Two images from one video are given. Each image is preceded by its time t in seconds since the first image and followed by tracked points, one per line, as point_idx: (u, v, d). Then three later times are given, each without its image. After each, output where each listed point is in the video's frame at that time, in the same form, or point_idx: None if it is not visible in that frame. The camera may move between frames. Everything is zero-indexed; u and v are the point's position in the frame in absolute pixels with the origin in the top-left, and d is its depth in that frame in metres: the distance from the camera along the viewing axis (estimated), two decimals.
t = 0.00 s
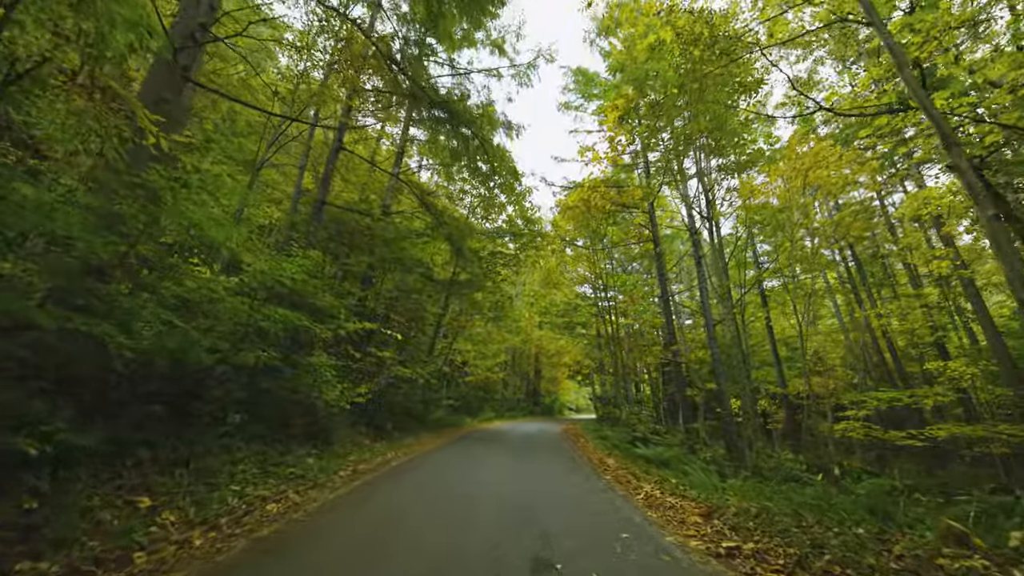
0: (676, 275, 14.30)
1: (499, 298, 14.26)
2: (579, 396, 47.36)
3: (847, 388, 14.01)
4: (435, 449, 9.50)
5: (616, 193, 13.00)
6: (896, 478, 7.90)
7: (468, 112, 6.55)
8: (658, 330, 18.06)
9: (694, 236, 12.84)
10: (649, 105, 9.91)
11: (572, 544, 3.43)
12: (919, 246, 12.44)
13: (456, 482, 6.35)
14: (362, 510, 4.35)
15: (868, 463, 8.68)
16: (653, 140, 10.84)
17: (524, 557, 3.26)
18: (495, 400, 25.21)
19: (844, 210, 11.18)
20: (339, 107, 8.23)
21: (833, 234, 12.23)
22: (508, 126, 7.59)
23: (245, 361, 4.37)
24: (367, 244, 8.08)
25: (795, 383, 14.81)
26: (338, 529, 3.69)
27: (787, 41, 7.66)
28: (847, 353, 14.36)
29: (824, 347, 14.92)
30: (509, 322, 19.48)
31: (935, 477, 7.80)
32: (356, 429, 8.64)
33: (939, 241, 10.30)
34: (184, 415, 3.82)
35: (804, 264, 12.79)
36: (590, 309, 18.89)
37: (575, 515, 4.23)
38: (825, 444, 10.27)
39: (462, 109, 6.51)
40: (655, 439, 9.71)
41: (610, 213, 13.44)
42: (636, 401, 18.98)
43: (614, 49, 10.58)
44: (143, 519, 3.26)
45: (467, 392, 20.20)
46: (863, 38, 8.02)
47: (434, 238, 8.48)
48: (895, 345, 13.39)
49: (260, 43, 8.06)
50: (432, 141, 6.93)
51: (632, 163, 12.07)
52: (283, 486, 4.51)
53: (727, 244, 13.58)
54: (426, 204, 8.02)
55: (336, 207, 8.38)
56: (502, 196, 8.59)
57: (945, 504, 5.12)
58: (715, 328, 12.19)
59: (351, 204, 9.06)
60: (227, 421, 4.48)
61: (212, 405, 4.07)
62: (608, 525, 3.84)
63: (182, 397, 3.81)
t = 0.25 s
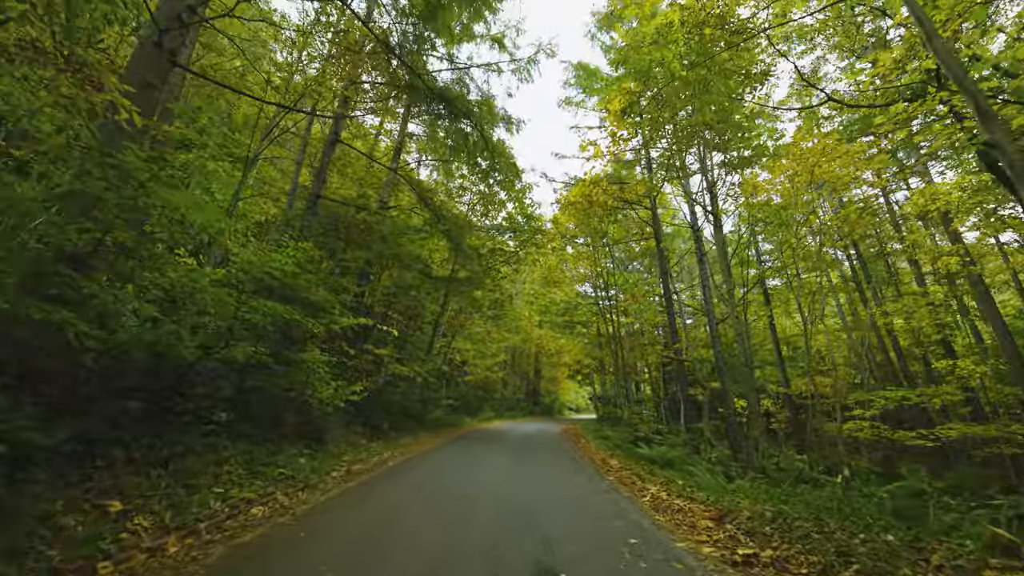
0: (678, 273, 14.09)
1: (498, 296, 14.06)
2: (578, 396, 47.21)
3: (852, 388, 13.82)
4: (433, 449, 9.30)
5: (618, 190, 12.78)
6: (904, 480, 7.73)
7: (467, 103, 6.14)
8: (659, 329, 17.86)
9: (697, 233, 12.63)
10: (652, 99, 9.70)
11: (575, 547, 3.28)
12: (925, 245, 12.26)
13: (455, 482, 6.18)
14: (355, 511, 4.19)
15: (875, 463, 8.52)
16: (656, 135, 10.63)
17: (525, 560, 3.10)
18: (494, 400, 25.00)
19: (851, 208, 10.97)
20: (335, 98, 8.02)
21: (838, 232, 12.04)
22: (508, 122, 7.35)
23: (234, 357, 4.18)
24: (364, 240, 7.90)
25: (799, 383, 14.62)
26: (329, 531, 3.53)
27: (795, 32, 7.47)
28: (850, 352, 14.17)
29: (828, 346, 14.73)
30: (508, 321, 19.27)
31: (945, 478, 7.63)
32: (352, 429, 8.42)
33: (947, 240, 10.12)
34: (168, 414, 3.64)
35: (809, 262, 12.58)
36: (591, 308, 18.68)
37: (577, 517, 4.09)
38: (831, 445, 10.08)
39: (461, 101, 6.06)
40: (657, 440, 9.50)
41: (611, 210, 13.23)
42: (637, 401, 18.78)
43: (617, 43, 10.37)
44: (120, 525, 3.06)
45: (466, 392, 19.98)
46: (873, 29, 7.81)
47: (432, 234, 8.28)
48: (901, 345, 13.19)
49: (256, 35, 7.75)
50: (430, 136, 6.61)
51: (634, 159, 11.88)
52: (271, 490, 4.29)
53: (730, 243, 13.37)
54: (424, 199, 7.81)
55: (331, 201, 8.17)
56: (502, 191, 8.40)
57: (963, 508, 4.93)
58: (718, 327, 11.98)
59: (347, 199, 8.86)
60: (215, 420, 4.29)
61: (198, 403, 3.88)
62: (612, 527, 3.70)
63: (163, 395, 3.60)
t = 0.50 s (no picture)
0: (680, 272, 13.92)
1: (498, 295, 13.87)
2: (579, 396, 47.03)
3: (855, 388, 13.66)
4: (430, 450, 9.14)
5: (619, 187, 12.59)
6: (912, 482, 7.57)
7: (466, 95, 5.93)
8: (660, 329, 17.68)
9: (699, 231, 12.46)
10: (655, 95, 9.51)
11: (580, 560, 3.11)
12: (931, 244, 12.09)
13: (453, 486, 6.02)
14: (350, 518, 4.01)
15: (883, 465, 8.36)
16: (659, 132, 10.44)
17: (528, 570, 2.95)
18: (494, 400, 24.82)
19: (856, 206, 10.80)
20: (331, 91, 7.85)
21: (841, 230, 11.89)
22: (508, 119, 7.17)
23: (219, 356, 3.98)
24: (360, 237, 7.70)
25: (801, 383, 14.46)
26: (321, 541, 3.34)
27: (801, 24, 7.30)
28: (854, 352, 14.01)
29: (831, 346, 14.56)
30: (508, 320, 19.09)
31: (954, 481, 7.47)
32: (347, 430, 8.25)
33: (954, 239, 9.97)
34: (143, 414, 3.45)
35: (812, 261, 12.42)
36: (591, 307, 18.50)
37: (582, 526, 3.91)
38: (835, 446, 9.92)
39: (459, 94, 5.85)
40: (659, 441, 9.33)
41: (612, 208, 13.05)
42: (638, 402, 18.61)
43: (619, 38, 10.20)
44: (87, 535, 2.84)
45: (466, 392, 19.79)
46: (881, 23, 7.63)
47: (430, 232, 8.11)
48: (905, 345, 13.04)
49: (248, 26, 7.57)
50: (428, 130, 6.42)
51: (636, 155, 11.69)
52: (258, 495, 4.12)
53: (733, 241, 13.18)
54: (421, 195, 7.63)
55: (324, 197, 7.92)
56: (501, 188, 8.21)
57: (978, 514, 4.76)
58: (721, 327, 11.81)
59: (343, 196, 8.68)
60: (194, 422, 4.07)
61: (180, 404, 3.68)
62: (619, 539, 3.51)
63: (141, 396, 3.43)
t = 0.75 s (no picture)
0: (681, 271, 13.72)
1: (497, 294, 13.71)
2: (579, 396, 46.85)
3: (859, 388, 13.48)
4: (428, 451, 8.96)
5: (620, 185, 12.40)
6: (922, 483, 7.40)
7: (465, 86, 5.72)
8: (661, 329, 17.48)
9: (701, 229, 12.27)
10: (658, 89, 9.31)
11: (586, 567, 2.97)
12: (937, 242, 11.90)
13: (450, 488, 5.86)
14: (343, 524, 3.83)
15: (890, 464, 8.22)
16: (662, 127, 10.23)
17: None
18: (494, 400, 24.61)
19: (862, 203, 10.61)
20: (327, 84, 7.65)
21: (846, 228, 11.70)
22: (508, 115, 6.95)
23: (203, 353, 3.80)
24: (357, 233, 7.54)
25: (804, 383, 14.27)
26: (313, 549, 3.17)
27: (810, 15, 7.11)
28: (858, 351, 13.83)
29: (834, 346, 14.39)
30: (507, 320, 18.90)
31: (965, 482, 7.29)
32: (342, 431, 8.05)
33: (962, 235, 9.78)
34: (121, 413, 3.26)
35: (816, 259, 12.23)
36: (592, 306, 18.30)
37: (585, 532, 3.76)
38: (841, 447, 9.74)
39: (458, 86, 5.56)
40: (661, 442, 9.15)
41: (614, 205, 12.86)
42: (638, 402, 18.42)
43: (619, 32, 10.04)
44: (52, 542, 2.66)
45: (465, 392, 19.59)
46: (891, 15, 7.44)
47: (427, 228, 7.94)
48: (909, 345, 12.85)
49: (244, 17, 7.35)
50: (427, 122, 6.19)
51: (637, 152, 11.50)
52: (242, 499, 3.93)
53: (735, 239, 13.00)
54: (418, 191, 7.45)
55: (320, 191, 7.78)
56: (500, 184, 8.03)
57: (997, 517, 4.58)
58: (723, 326, 11.62)
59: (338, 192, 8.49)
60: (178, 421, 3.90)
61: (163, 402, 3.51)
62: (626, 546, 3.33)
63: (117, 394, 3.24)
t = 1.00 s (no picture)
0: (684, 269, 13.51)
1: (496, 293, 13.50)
2: (579, 396, 46.67)
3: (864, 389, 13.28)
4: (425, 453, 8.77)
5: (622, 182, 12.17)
6: (933, 487, 7.21)
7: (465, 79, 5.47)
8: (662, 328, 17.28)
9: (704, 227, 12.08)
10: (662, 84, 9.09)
11: None
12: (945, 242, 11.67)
13: (449, 492, 5.69)
14: (334, 534, 3.63)
15: (899, 467, 8.03)
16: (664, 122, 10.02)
17: None
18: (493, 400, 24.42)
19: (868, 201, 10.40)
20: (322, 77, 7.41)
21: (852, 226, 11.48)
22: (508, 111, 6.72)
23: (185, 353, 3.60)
24: (353, 229, 7.33)
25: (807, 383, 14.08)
26: (300, 563, 2.96)
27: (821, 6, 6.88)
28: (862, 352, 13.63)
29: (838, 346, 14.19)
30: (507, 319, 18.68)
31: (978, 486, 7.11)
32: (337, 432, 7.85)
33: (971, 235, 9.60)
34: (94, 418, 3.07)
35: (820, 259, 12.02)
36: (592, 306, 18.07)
37: (590, 540, 3.61)
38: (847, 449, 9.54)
39: (458, 78, 5.17)
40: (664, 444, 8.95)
41: (615, 202, 12.65)
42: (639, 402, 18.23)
43: (621, 25, 9.81)
44: (8, 556, 2.44)
45: (464, 392, 19.38)
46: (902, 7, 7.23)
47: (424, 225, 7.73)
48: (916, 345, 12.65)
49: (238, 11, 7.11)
50: (425, 116, 5.94)
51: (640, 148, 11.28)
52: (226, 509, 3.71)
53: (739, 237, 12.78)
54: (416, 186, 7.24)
55: (315, 186, 7.55)
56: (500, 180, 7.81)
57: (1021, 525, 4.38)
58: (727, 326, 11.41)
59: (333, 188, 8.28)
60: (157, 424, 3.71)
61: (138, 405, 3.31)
62: (634, 560, 3.14)
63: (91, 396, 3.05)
